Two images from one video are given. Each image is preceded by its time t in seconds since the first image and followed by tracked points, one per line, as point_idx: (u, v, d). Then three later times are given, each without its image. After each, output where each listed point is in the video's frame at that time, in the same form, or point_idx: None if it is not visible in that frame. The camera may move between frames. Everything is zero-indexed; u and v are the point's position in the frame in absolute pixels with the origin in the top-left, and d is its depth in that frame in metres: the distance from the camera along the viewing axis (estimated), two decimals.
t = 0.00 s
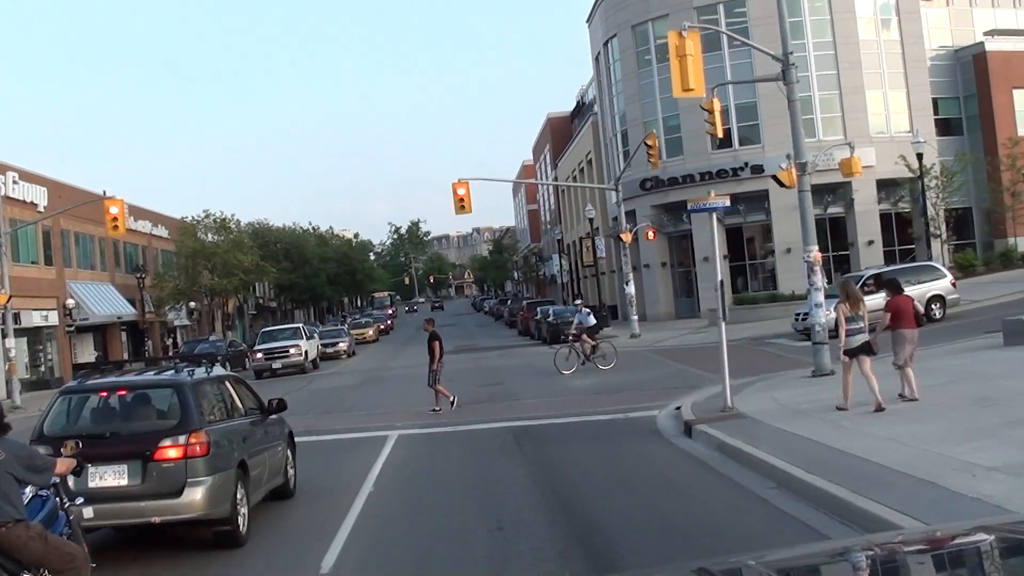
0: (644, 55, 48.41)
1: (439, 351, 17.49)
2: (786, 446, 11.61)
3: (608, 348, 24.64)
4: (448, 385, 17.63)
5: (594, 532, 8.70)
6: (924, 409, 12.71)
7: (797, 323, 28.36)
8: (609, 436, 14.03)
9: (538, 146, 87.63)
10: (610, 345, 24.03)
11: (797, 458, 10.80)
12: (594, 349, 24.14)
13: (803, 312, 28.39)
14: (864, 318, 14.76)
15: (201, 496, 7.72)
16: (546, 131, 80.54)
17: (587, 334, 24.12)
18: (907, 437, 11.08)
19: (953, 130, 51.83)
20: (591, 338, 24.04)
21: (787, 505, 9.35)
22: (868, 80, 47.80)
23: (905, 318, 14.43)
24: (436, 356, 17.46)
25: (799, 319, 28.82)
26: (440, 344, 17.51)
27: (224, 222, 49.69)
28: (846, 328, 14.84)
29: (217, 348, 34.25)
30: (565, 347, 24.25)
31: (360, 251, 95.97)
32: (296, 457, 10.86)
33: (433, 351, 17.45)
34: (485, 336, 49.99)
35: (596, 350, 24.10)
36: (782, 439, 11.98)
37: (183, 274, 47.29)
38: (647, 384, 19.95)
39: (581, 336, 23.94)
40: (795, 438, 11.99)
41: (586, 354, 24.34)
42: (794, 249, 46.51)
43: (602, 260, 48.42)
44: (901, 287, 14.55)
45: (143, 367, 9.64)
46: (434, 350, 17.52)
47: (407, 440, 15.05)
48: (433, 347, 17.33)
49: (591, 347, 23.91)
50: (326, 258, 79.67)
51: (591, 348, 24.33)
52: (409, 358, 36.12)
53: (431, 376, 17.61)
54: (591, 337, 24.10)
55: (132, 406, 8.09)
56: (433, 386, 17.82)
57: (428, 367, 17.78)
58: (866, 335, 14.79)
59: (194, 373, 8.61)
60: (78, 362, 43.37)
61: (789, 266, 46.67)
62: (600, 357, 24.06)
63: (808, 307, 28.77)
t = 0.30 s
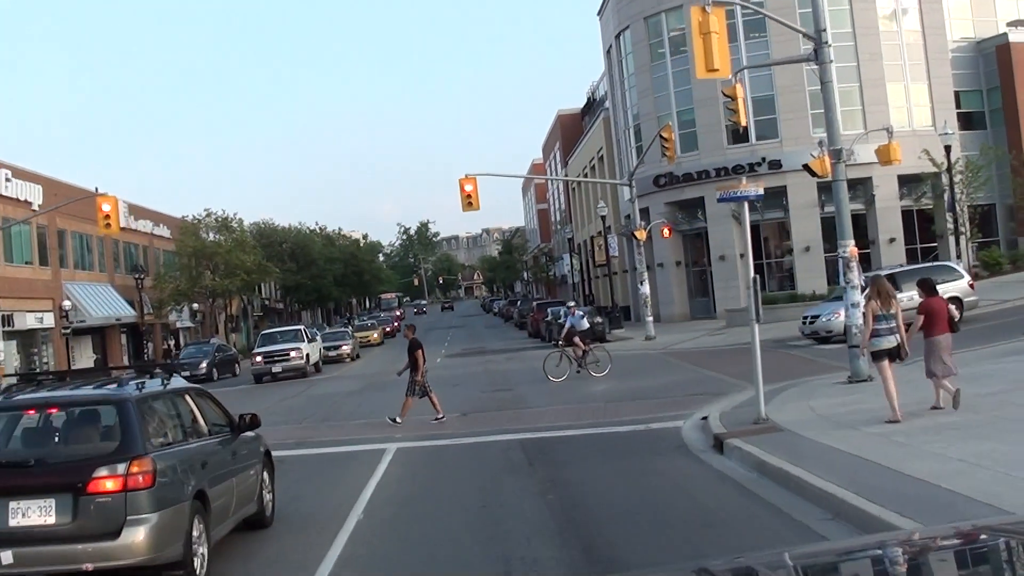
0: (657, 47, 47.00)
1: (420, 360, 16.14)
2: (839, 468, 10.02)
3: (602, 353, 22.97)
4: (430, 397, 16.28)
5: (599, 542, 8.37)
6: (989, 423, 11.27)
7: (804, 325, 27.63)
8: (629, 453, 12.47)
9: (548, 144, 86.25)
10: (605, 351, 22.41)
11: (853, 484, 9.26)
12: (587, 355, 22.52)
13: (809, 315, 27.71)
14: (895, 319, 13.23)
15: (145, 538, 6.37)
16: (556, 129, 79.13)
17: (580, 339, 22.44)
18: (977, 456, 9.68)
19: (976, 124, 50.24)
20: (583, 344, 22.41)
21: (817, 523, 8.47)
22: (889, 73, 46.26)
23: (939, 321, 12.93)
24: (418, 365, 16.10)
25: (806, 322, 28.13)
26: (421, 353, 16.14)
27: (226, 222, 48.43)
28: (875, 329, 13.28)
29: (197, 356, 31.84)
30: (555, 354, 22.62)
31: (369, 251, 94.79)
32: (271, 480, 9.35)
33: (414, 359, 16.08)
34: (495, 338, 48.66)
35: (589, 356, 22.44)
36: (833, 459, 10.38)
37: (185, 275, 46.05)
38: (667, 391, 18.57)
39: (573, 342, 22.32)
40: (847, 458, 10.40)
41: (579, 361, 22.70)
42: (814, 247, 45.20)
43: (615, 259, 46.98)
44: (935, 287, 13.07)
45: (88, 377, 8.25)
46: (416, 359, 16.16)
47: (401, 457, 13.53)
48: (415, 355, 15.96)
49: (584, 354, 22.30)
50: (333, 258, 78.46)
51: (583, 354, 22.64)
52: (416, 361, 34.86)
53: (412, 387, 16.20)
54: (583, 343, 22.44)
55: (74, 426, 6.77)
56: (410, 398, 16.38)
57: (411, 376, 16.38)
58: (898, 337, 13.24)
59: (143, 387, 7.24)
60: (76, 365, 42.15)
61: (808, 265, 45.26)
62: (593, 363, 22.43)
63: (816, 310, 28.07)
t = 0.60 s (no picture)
0: (672, 40, 45.68)
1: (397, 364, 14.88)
2: (899, 494, 8.57)
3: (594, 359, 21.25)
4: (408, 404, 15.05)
5: (603, 553, 7.83)
6: None
7: (815, 328, 26.51)
8: (653, 473, 11.05)
9: (559, 142, 84.96)
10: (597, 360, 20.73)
11: (913, 510, 7.93)
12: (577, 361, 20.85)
13: (820, 318, 26.62)
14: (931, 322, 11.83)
15: None
16: (568, 126, 77.80)
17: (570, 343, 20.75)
18: None
19: (1001, 119, 48.70)
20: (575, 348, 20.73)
21: (833, 532, 8.04)
22: (911, 66, 44.80)
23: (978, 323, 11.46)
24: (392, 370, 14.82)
25: (817, 326, 27.03)
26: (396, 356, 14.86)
27: (230, 219, 47.31)
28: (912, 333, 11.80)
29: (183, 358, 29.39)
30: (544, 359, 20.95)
31: (378, 251, 93.67)
32: (241, 507, 7.99)
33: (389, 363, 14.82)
34: (506, 338, 47.45)
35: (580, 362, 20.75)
36: (892, 483, 8.93)
37: (187, 273, 44.95)
38: (691, 398, 17.26)
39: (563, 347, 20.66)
40: (908, 481, 8.95)
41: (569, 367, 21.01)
42: (834, 246, 43.87)
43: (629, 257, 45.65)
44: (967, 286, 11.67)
45: (15, 387, 6.95)
46: (392, 363, 14.91)
47: (399, 473, 12.18)
48: (389, 360, 14.68)
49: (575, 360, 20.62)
50: (342, 257, 77.41)
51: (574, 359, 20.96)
52: (423, 363, 33.68)
53: (390, 394, 14.97)
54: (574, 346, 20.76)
55: None
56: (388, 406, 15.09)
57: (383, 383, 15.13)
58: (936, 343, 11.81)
59: (74, 404, 5.98)
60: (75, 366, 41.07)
61: (830, 264, 43.96)
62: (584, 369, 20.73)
63: (828, 313, 26.96)
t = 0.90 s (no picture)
0: (687, 32, 44.48)
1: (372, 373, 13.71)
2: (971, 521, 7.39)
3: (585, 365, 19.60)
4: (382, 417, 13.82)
5: (611, 553, 7.90)
6: None
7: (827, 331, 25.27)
8: (679, 495, 9.83)
9: (569, 141, 83.70)
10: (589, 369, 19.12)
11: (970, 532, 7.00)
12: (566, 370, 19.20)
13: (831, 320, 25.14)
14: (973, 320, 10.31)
15: None
16: (578, 124, 76.50)
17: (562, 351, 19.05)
18: None
19: None
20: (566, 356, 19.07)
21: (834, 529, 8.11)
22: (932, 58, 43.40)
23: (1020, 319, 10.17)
24: (363, 380, 13.58)
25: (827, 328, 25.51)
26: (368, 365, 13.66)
27: (234, 218, 46.25)
28: (952, 338, 10.31)
29: (171, 366, 27.49)
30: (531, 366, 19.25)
31: (386, 251, 92.47)
32: (205, 543, 6.87)
33: (360, 373, 13.60)
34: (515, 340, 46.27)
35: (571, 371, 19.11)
36: (962, 509, 7.71)
37: (190, 274, 43.94)
38: (715, 404, 16.05)
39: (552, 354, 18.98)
40: (980, 507, 7.74)
41: (558, 374, 19.34)
42: (854, 245, 42.62)
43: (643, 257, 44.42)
44: (1003, 284, 10.31)
45: None
46: (362, 373, 13.67)
47: (399, 492, 11.00)
48: (361, 369, 13.47)
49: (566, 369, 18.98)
50: (349, 257, 76.26)
51: (564, 366, 19.28)
52: (430, 366, 32.53)
53: (363, 405, 13.75)
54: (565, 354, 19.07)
55: None
56: (359, 420, 13.82)
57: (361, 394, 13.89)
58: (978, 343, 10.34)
59: None
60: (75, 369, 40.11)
61: (852, 261, 42.67)
62: (575, 378, 19.11)
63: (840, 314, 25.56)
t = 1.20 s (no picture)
0: (701, 25, 43.33)
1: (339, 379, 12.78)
2: None
3: (570, 374, 18.12)
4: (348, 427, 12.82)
5: (615, 554, 7.82)
6: None
7: (840, 333, 23.62)
8: (713, 522, 8.70)
9: (580, 140, 82.47)
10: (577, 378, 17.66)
11: None
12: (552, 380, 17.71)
13: (846, 321, 23.59)
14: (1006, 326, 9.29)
15: None
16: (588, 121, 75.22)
17: (547, 359, 17.52)
18: None
19: None
20: (551, 364, 17.55)
21: (841, 530, 7.97)
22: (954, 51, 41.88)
23: None
24: (331, 385, 12.69)
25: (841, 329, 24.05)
26: (336, 369, 12.76)
27: (236, 218, 45.25)
28: (983, 343, 9.29)
29: (158, 372, 26.20)
30: (513, 376, 17.74)
31: (396, 252, 91.46)
32: None
33: (328, 377, 12.70)
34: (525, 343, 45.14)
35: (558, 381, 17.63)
36: None
37: (193, 276, 43.01)
38: (740, 412, 14.87)
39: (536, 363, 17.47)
40: None
41: (542, 384, 17.84)
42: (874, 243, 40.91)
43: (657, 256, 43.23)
44: None
45: None
46: (331, 378, 12.75)
47: (396, 513, 9.86)
48: (328, 373, 12.56)
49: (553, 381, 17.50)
50: (357, 258, 75.22)
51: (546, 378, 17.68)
52: (436, 369, 31.43)
53: (325, 415, 12.70)
54: (551, 363, 17.57)
55: None
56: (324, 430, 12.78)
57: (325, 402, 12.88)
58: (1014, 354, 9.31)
59: None
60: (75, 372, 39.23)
61: (871, 261, 40.97)
62: (561, 390, 17.67)
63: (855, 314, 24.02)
